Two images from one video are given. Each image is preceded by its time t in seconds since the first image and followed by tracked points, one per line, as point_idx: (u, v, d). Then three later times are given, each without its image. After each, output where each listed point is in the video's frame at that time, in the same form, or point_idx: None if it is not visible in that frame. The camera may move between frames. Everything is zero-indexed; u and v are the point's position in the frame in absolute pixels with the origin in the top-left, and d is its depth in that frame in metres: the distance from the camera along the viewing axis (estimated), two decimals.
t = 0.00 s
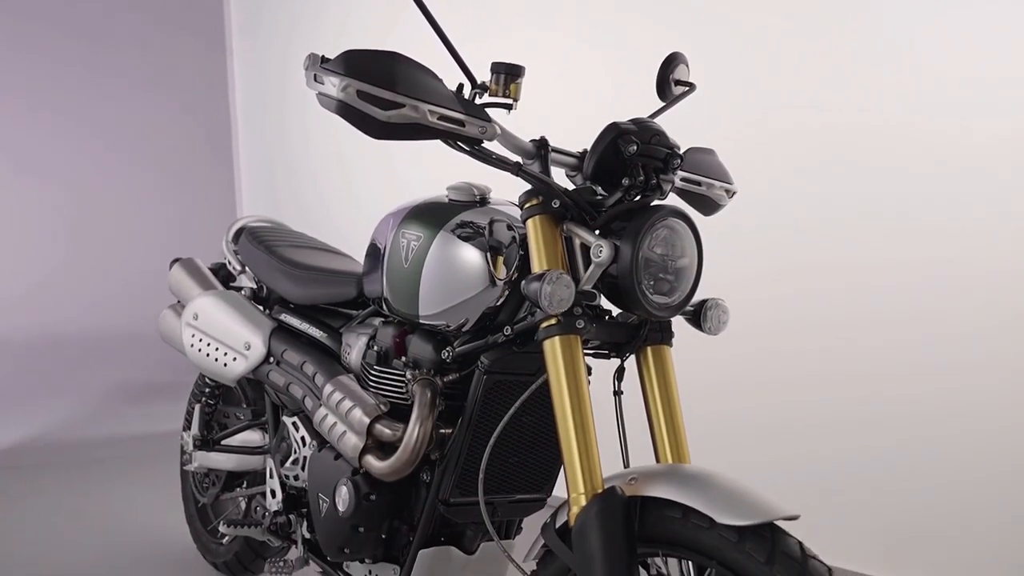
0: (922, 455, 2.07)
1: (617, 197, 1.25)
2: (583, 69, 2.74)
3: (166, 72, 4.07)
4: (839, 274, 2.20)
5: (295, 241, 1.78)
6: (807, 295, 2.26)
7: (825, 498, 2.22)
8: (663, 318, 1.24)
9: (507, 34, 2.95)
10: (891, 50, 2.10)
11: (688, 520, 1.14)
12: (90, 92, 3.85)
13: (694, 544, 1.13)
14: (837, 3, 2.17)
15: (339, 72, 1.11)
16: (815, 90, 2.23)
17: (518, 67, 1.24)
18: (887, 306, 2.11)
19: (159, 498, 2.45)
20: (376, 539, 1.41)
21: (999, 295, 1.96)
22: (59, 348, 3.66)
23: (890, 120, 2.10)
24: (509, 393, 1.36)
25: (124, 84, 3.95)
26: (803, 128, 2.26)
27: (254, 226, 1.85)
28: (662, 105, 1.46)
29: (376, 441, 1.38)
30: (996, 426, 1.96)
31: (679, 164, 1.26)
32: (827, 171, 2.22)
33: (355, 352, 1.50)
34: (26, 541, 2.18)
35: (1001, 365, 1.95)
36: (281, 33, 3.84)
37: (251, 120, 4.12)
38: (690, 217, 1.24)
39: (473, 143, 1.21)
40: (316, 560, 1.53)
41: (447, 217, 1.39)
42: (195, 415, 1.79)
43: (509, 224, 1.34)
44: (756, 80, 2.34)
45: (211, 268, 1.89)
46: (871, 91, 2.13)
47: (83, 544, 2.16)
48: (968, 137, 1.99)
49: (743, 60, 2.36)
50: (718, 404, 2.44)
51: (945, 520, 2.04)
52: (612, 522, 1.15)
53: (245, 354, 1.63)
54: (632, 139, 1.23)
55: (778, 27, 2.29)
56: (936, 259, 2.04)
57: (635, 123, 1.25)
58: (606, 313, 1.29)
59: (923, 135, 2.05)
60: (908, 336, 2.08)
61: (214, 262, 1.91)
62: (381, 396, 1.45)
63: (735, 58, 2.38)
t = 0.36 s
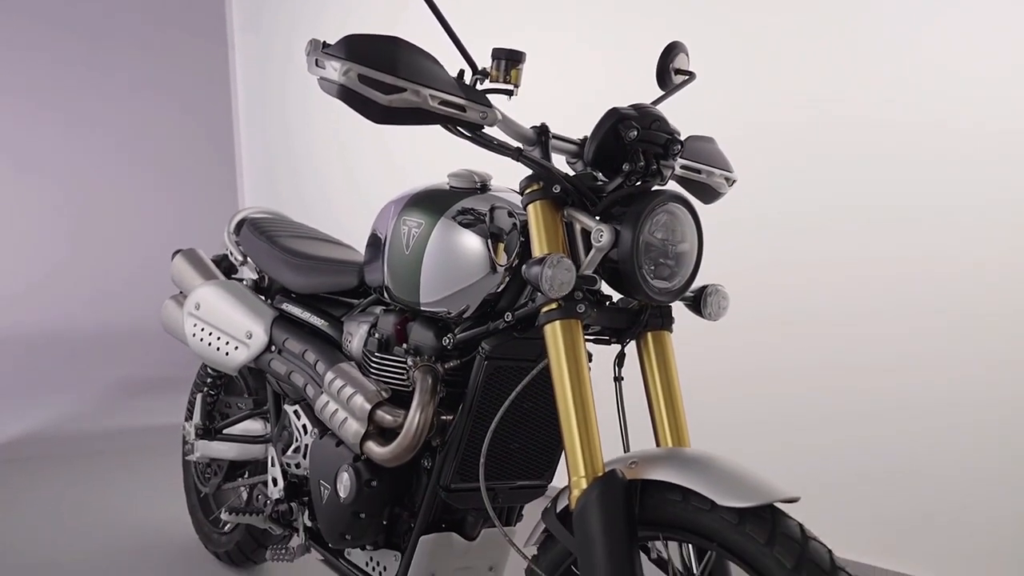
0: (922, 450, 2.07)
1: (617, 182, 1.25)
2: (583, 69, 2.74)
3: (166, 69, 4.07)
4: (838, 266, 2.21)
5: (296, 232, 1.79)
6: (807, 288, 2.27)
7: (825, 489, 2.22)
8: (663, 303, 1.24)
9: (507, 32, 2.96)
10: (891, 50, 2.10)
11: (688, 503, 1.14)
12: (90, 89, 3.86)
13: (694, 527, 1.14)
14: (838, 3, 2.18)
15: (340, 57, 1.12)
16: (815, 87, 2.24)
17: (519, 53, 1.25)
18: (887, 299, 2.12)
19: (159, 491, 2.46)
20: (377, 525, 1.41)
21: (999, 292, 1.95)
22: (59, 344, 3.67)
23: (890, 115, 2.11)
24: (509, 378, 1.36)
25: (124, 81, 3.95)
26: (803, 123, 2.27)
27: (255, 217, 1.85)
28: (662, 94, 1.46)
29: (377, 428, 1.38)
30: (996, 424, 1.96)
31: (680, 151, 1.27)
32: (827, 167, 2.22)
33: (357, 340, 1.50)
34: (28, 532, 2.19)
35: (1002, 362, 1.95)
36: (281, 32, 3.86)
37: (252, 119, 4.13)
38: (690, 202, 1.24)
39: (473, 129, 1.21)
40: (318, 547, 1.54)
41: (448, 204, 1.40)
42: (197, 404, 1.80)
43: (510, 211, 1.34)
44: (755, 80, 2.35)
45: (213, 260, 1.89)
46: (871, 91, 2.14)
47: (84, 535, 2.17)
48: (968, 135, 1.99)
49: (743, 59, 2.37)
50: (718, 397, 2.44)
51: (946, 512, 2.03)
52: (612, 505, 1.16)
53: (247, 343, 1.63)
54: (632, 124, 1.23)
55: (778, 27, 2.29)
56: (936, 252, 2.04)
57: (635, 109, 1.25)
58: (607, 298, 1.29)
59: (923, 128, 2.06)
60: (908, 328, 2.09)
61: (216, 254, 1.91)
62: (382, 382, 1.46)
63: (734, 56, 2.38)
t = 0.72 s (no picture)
0: (921, 442, 2.07)
1: (618, 171, 1.26)
2: (584, 68, 2.74)
3: (167, 66, 4.07)
4: (838, 260, 2.21)
5: (298, 224, 1.79)
6: (807, 283, 2.27)
7: (825, 482, 2.23)
8: (664, 291, 1.25)
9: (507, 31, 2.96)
10: (891, 50, 2.11)
11: (688, 489, 1.15)
12: (92, 87, 3.86)
13: (695, 512, 1.14)
14: (838, 3, 2.18)
15: (342, 45, 1.12)
16: (814, 83, 2.24)
17: (520, 42, 1.25)
18: (886, 292, 2.13)
19: (160, 486, 2.46)
20: (380, 514, 1.42)
21: (998, 286, 1.96)
22: (59, 339, 3.67)
23: (890, 110, 2.11)
24: (510, 367, 1.37)
25: (124, 79, 3.95)
26: (803, 119, 2.27)
27: (256, 210, 1.86)
28: (662, 85, 1.46)
29: (379, 416, 1.39)
30: (995, 419, 1.96)
31: (680, 140, 1.28)
32: (828, 163, 2.23)
33: (358, 331, 1.50)
34: (32, 525, 2.20)
35: (1000, 358, 1.96)
36: (282, 32, 3.88)
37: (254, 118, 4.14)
38: (691, 190, 1.24)
39: (475, 118, 1.22)
40: (320, 537, 1.55)
41: (450, 194, 1.40)
42: (199, 396, 1.81)
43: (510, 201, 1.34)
44: (756, 79, 2.36)
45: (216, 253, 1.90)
46: (871, 89, 2.14)
47: (87, 529, 2.18)
48: (967, 133, 2.00)
49: (743, 59, 2.38)
50: (720, 391, 2.44)
51: (946, 503, 2.04)
52: (613, 492, 1.16)
53: (249, 334, 1.64)
54: (632, 113, 1.24)
55: (778, 27, 2.30)
56: (936, 243, 2.05)
57: (636, 98, 1.26)
58: (608, 287, 1.30)
59: (922, 122, 2.06)
60: (908, 321, 2.09)
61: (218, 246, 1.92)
62: (384, 372, 1.47)
63: (734, 54, 2.39)
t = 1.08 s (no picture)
0: (921, 433, 2.08)
1: (618, 156, 1.27)
2: (584, 68, 2.75)
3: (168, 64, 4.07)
4: (838, 252, 2.22)
5: (299, 215, 1.80)
6: (806, 276, 2.27)
7: (824, 474, 2.23)
8: (664, 276, 1.25)
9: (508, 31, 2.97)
10: (891, 50, 2.11)
11: (687, 472, 1.15)
12: (92, 85, 3.87)
13: (695, 495, 1.15)
14: (838, 3, 2.19)
15: (342, 30, 1.13)
16: (814, 77, 2.24)
17: (520, 29, 1.26)
18: (886, 286, 2.13)
19: (161, 480, 2.47)
20: (379, 500, 1.42)
21: (998, 278, 1.97)
22: (59, 336, 3.68)
23: (890, 104, 2.12)
24: (509, 353, 1.37)
25: (125, 77, 3.96)
26: (803, 113, 2.28)
27: (257, 201, 1.86)
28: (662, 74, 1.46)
29: (379, 403, 1.39)
30: (996, 411, 1.97)
31: (680, 126, 1.28)
32: (828, 159, 2.24)
33: (359, 319, 1.51)
34: (32, 518, 2.20)
35: (1001, 349, 1.96)
36: (282, 31, 3.89)
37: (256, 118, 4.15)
38: (690, 176, 1.25)
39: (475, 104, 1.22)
40: (321, 525, 1.55)
41: (450, 181, 1.41)
42: (200, 385, 1.82)
43: (510, 188, 1.35)
44: (755, 77, 2.36)
45: (217, 244, 1.90)
46: (871, 86, 2.15)
47: (87, 522, 2.18)
48: (968, 126, 2.00)
49: (743, 58, 2.38)
50: (720, 385, 2.44)
51: (945, 494, 2.05)
52: (613, 476, 1.16)
53: (249, 323, 1.64)
54: (632, 99, 1.24)
55: (778, 27, 2.30)
56: (936, 236, 2.06)
57: (635, 84, 1.27)
58: (608, 273, 1.30)
59: (921, 116, 2.07)
60: (908, 314, 2.10)
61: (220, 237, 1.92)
62: (385, 359, 1.47)
63: (733, 48, 2.40)
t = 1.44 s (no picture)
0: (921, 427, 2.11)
1: (617, 144, 1.27)
2: (585, 66, 2.76)
3: (170, 62, 4.08)
4: (839, 246, 2.24)
5: (300, 207, 1.80)
6: (808, 270, 2.29)
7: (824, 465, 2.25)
8: (663, 263, 1.25)
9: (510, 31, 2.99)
10: (891, 49, 2.13)
11: (686, 456, 1.16)
12: (96, 84, 3.89)
13: (694, 480, 1.15)
14: (838, 3, 2.21)
15: (342, 17, 1.14)
16: (814, 72, 2.26)
17: (520, 17, 1.27)
18: (886, 278, 2.16)
19: (161, 473, 2.47)
20: (380, 488, 1.43)
21: (998, 271, 2.00)
22: (63, 331, 3.73)
23: (890, 101, 2.14)
24: (509, 341, 1.38)
25: (127, 75, 3.98)
26: (803, 108, 2.29)
27: (258, 193, 1.86)
28: (660, 64, 1.46)
29: (380, 391, 1.40)
30: (997, 406, 2.00)
31: (679, 113, 1.29)
32: (828, 155, 2.25)
33: (359, 309, 1.52)
34: (33, 510, 2.20)
35: (1002, 347, 2.00)
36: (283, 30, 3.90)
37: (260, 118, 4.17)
38: (690, 163, 1.26)
39: (475, 92, 1.23)
40: (322, 514, 1.55)
41: (450, 169, 1.41)
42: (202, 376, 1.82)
43: (510, 176, 1.36)
44: (756, 75, 2.37)
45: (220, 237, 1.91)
46: (872, 84, 2.16)
47: (88, 514, 2.19)
48: (970, 124, 2.03)
49: (742, 56, 2.39)
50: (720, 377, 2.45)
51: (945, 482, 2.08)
52: (613, 461, 1.17)
53: (251, 313, 1.65)
54: (632, 86, 1.25)
55: (778, 26, 2.32)
56: (936, 230, 2.08)
57: (635, 71, 1.27)
58: (607, 260, 1.31)
59: (922, 111, 2.09)
60: (909, 307, 2.12)
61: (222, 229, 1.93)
62: (386, 347, 1.48)
63: (733, 44, 2.41)
